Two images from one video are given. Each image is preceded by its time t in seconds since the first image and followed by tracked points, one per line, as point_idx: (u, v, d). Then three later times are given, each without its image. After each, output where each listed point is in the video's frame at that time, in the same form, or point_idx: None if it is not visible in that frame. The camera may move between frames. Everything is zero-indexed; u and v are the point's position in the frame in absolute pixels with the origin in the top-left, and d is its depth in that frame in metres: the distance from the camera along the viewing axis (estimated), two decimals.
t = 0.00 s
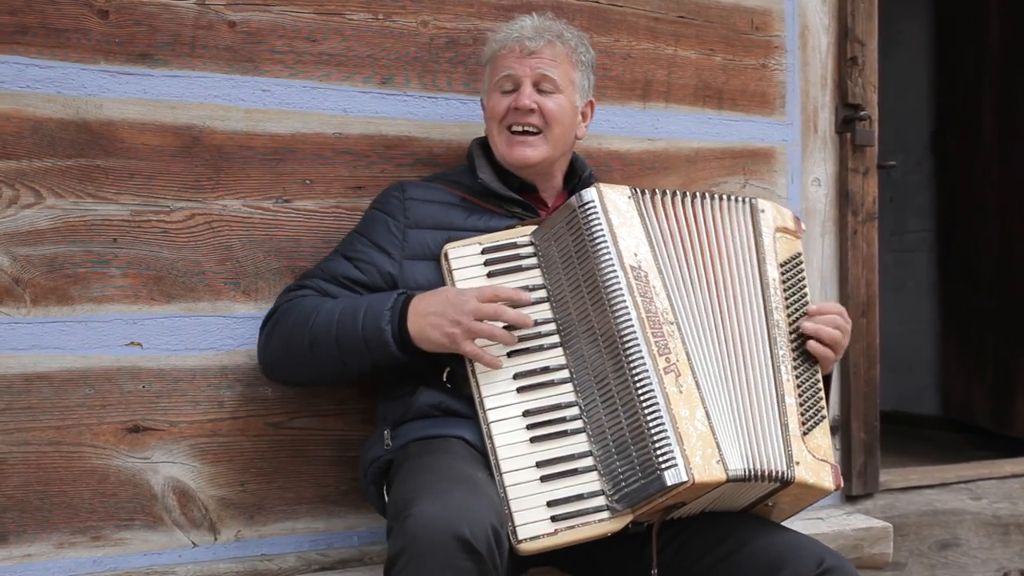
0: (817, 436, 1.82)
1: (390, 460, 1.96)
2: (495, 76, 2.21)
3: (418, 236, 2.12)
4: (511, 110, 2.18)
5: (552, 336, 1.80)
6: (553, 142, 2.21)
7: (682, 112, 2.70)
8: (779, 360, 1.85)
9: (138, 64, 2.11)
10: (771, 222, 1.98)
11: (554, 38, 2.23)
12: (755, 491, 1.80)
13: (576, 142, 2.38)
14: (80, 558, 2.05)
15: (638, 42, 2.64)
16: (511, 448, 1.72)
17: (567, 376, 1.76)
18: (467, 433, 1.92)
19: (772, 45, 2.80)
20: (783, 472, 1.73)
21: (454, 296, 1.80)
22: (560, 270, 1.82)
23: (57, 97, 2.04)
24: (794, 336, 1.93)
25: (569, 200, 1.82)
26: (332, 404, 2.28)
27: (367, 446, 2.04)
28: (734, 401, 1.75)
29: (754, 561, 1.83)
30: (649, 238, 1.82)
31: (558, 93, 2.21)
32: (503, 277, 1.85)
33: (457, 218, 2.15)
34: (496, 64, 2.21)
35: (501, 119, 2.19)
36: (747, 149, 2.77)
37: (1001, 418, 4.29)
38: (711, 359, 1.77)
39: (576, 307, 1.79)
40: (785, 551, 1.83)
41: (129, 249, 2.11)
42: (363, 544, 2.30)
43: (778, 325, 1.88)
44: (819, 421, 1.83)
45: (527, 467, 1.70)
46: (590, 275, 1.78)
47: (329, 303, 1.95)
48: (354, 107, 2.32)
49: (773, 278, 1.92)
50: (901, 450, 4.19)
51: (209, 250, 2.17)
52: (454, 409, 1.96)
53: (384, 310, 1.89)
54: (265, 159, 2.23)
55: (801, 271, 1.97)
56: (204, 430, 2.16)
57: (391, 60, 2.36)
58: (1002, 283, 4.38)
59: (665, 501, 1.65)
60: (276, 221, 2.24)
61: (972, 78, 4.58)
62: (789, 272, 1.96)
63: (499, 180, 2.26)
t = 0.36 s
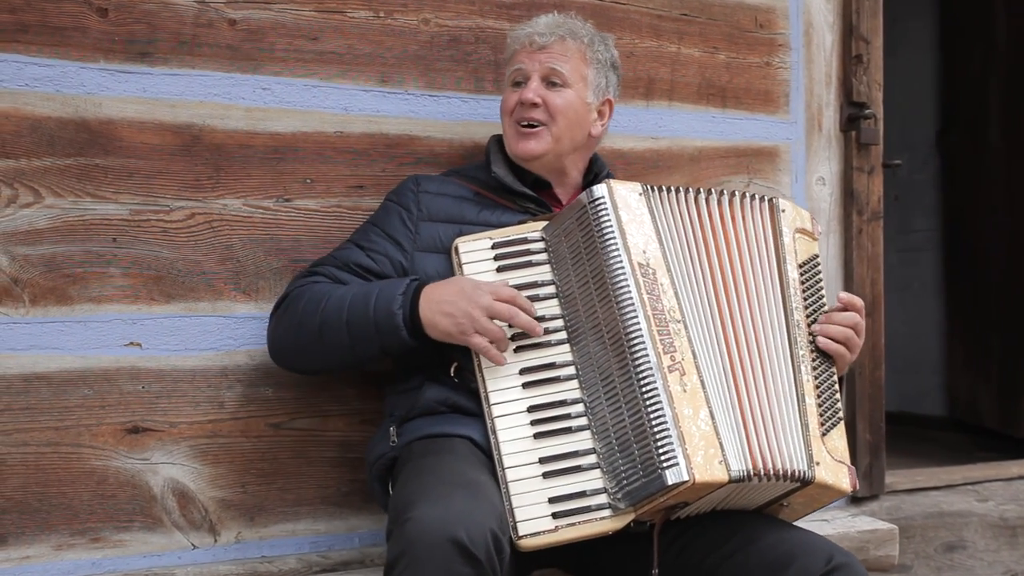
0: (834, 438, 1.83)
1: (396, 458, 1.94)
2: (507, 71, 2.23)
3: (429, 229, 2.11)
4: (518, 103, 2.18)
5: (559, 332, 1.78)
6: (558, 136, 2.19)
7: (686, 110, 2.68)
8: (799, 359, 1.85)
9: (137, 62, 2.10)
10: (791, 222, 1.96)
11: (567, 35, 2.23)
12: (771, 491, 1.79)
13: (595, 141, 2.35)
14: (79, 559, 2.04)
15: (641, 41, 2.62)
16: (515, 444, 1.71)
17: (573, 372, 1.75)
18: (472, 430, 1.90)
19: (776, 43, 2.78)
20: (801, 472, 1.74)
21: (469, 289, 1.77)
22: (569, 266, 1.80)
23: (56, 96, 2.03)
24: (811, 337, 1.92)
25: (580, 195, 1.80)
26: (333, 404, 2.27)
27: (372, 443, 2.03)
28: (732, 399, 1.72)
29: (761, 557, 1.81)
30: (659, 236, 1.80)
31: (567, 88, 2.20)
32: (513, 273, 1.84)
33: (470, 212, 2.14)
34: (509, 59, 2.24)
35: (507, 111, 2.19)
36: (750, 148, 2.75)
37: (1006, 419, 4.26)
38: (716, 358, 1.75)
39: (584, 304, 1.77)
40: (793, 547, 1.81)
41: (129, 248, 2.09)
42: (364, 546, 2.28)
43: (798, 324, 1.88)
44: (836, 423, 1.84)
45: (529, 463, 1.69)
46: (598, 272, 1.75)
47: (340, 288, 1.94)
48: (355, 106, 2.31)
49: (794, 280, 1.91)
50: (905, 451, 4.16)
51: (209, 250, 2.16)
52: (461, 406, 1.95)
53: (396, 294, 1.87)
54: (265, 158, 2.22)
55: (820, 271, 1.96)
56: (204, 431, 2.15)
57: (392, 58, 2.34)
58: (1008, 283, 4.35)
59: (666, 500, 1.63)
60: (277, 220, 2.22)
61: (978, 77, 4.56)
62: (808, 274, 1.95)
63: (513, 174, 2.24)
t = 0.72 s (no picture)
0: (848, 443, 1.84)
1: (403, 457, 1.92)
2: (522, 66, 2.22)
3: (437, 225, 2.10)
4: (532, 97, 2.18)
5: (570, 329, 1.77)
6: (572, 133, 2.17)
7: (691, 109, 2.66)
8: (819, 365, 1.86)
9: (140, 61, 2.09)
10: (819, 232, 1.98)
11: (583, 32, 2.23)
12: (782, 491, 1.78)
13: (605, 140, 2.34)
14: (81, 560, 2.03)
15: (646, 39, 2.61)
16: (526, 441, 1.70)
17: (584, 369, 1.73)
18: (478, 429, 1.89)
19: (782, 41, 2.77)
20: (818, 474, 1.74)
21: (478, 285, 1.77)
22: (580, 262, 1.79)
23: (59, 95, 2.02)
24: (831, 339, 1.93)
25: (592, 192, 1.78)
26: (337, 404, 2.26)
27: (379, 442, 2.01)
28: (745, 397, 1.70)
29: (768, 558, 1.80)
30: (670, 233, 1.77)
31: (582, 84, 2.20)
32: (523, 269, 1.83)
33: (479, 208, 2.13)
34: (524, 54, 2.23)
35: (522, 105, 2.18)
36: (756, 147, 2.74)
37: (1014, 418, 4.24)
38: (729, 357, 1.73)
39: (596, 301, 1.75)
40: (801, 545, 1.80)
41: (132, 248, 2.08)
42: (368, 546, 2.27)
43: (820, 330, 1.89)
44: (852, 429, 1.85)
45: (542, 460, 1.68)
46: (609, 268, 1.74)
47: (346, 281, 1.92)
48: (358, 105, 2.30)
49: (818, 284, 1.92)
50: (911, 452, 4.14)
51: (212, 250, 2.15)
52: (468, 405, 1.94)
53: (404, 285, 1.85)
54: (269, 157, 2.21)
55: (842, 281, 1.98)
56: (207, 431, 2.14)
57: (395, 56, 2.33)
58: (1016, 282, 4.33)
59: (680, 497, 1.62)
60: (280, 220, 2.21)
61: (986, 74, 4.53)
62: (831, 282, 1.97)
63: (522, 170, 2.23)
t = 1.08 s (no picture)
0: (852, 447, 1.81)
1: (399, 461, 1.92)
2: (493, 69, 2.17)
3: (417, 241, 2.08)
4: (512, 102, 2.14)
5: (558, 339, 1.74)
6: (559, 133, 2.16)
7: (694, 107, 2.65)
8: (824, 366, 1.83)
9: (141, 60, 2.08)
10: (824, 229, 1.97)
11: (551, 27, 2.19)
12: (781, 496, 1.76)
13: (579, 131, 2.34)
14: (81, 561, 2.02)
15: (649, 37, 2.59)
16: (520, 458, 1.67)
17: (575, 381, 1.70)
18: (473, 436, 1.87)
19: (786, 39, 2.75)
20: (818, 480, 1.72)
21: (460, 312, 1.74)
22: (564, 271, 1.76)
23: (59, 93, 2.01)
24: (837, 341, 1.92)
25: (571, 198, 1.76)
26: (338, 405, 2.24)
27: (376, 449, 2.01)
28: (740, 405, 1.68)
29: (769, 564, 1.78)
30: (654, 236, 1.75)
31: (559, 81, 2.17)
32: (505, 278, 1.81)
33: (457, 219, 2.11)
34: (493, 56, 2.17)
35: (502, 111, 2.14)
36: (760, 146, 2.72)
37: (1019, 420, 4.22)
38: (721, 364, 1.71)
39: (581, 308, 1.73)
40: (801, 553, 1.77)
41: (132, 247, 2.07)
42: (369, 548, 2.26)
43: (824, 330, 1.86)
44: (855, 433, 1.82)
45: (536, 477, 1.66)
46: (593, 275, 1.72)
47: (331, 316, 1.93)
48: (359, 103, 2.29)
49: (823, 284, 1.90)
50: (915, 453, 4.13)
51: (213, 249, 2.14)
52: (463, 413, 1.92)
53: (389, 321, 1.85)
54: (270, 156, 2.20)
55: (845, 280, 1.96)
56: (207, 432, 2.13)
57: (397, 55, 2.32)
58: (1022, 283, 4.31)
59: (679, 508, 1.60)
60: (281, 219, 2.20)
61: (991, 75, 4.51)
62: (835, 280, 1.95)
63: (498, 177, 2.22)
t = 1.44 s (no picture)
0: (841, 439, 1.74)
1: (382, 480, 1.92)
2: (421, 92, 2.06)
3: (367, 268, 2.03)
4: (458, 115, 2.06)
5: (522, 354, 1.68)
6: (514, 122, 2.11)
7: (700, 104, 2.62)
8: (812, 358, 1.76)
9: (140, 57, 2.05)
10: (806, 208, 1.87)
11: (450, 26, 2.08)
12: (772, 491, 1.72)
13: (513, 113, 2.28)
14: (80, 564, 1.99)
15: (654, 33, 2.56)
16: (497, 483, 1.62)
17: (545, 395, 1.65)
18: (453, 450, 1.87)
19: (793, 35, 2.72)
20: (807, 476, 1.67)
21: (425, 352, 1.69)
22: (518, 283, 1.70)
23: (58, 91, 1.99)
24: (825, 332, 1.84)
25: (516, 206, 1.71)
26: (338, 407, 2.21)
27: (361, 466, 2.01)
28: (718, 409, 1.62)
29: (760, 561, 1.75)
30: (606, 236, 1.69)
31: (487, 74, 2.09)
32: (461, 296, 1.75)
33: (407, 241, 2.07)
34: (413, 82, 2.06)
35: (452, 128, 2.06)
36: (767, 143, 2.69)
37: None
38: (694, 368, 1.64)
39: (541, 319, 1.67)
40: (791, 551, 1.75)
41: (131, 246, 2.05)
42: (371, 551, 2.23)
43: (811, 318, 1.78)
44: (845, 423, 1.75)
45: (516, 500, 1.60)
46: (548, 286, 1.65)
47: (295, 369, 1.89)
48: (361, 101, 2.26)
49: (807, 267, 1.82)
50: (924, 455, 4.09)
51: (212, 248, 2.11)
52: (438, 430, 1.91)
53: (353, 369, 1.81)
54: (270, 154, 2.17)
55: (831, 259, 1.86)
56: (207, 433, 2.10)
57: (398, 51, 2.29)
58: None
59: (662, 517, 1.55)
60: (282, 218, 2.18)
61: (1000, 73, 4.47)
62: (819, 262, 1.85)
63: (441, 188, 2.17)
